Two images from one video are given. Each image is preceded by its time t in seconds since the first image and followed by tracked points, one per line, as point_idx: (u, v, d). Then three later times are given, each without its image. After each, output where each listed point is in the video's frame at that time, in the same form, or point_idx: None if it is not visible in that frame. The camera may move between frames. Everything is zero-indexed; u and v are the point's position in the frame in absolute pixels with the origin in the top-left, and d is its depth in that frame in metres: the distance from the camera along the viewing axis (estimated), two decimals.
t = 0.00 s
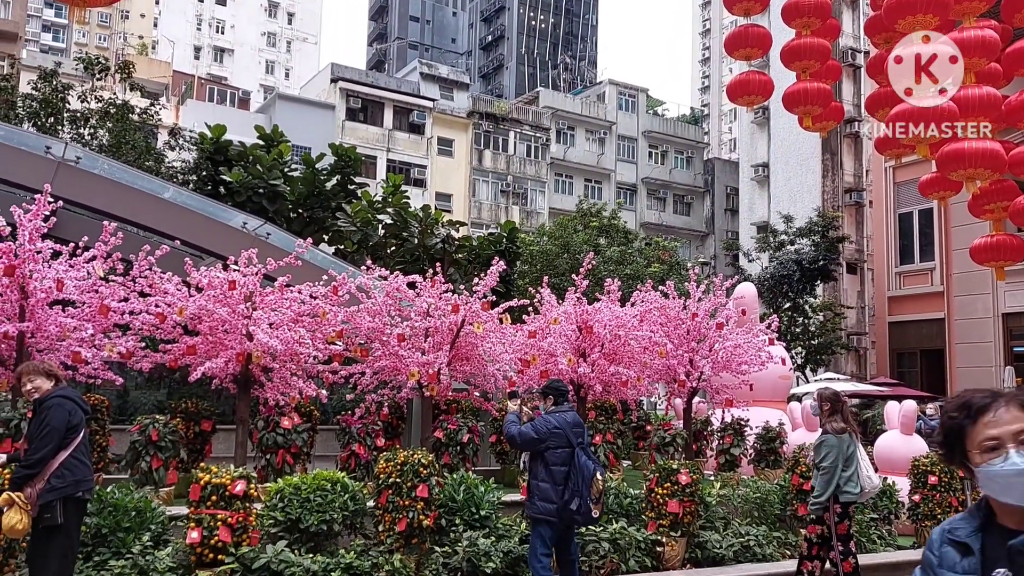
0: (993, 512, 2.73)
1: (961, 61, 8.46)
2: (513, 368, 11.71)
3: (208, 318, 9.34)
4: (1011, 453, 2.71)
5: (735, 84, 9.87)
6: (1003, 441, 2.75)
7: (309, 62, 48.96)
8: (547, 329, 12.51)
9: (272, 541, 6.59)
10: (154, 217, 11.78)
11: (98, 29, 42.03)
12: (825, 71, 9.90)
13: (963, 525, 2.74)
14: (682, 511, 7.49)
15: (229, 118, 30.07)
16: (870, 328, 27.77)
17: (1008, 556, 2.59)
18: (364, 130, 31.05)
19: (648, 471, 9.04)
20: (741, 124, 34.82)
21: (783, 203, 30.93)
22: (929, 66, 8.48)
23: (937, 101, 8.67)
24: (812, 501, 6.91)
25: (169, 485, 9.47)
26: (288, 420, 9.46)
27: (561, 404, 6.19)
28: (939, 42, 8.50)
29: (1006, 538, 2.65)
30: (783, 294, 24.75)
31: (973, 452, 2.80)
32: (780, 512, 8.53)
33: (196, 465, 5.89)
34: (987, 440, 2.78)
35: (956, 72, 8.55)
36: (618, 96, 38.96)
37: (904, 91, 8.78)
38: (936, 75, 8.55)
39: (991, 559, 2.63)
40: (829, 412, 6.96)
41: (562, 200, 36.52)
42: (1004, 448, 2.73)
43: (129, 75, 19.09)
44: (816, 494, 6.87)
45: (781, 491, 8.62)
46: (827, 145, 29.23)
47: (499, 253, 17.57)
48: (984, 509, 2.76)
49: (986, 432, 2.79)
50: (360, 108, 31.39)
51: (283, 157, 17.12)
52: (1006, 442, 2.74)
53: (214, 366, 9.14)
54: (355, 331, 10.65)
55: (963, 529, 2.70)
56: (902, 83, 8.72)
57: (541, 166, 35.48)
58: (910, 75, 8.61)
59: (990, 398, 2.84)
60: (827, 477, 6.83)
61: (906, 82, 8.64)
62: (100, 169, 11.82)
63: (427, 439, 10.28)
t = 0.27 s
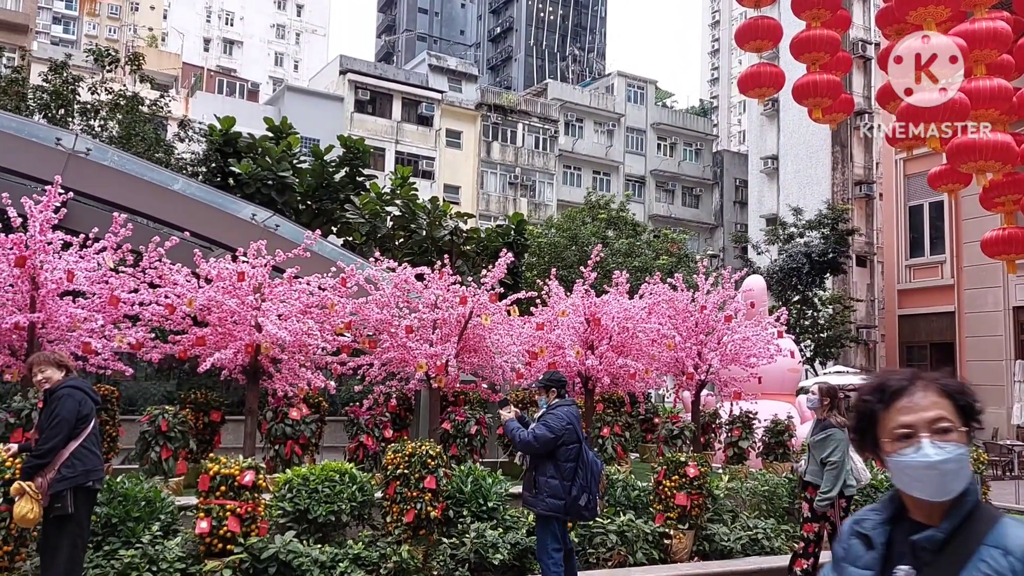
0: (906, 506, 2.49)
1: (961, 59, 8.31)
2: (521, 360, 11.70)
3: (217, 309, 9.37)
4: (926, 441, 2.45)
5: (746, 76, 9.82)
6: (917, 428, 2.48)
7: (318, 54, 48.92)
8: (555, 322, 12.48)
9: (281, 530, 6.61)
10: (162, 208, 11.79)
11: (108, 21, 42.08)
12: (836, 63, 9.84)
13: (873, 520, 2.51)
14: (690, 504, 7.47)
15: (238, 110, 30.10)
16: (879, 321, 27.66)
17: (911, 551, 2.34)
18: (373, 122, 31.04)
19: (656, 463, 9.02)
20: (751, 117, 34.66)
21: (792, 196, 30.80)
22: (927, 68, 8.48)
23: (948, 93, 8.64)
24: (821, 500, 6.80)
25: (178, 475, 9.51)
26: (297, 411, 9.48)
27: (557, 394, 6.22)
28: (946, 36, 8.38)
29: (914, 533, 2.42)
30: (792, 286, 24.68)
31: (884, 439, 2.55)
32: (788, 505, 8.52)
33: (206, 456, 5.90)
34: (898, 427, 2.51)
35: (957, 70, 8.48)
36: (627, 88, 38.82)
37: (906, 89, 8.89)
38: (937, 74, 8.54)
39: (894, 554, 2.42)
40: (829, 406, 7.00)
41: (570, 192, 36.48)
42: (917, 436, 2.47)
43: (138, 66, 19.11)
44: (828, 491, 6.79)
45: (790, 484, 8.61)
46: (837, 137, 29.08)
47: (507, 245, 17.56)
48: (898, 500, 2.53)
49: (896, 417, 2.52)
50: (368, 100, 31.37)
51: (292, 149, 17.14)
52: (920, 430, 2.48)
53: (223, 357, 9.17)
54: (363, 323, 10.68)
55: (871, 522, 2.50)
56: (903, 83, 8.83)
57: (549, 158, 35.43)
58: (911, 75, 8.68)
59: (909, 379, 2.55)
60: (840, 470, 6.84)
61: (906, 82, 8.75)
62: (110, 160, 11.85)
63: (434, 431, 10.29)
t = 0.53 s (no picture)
0: (794, 516, 2.25)
1: (960, 61, 8.29)
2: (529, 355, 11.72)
3: (226, 303, 9.41)
4: (805, 444, 2.20)
5: (756, 70, 9.79)
6: (796, 428, 2.23)
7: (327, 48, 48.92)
8: (562, 317, 12.47)
9: (289, 523, 6.64)
10: (172, 202, 11.82)
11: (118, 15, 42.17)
12: (847, 57, 9.79)
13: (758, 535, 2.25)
14: (697, 499, 7.48)
15: (247, 104, 30.15)
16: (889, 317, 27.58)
17: (801, 566, 2.10)
18: (381, 116, 31.05)
19: (664, 458, 9.02)
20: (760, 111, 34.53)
21: (802, 191, 30.70)
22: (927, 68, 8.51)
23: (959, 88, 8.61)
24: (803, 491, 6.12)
25: (187, 467, 9.58)
26: (305, 404, 9.52)
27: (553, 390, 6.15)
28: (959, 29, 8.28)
29: (804, 546, 2.18)
30: (801, 282, 24.59)
31: (762, 441, 2.30)
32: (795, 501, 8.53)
33: (215, 448, 5.93)
34: (776, 426, 2.25)
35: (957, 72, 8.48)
36: (636, 83, 38.72)
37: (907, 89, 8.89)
38: (936, 74, 8.57)
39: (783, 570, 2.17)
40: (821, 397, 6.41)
41: (578, 186, 36.44)
42: (795, 438, 2.22)
43: (148, 60, 19.16)
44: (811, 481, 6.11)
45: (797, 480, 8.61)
46: (847, 132, 28.94)
47: (515, 239, 17.56)
48: (787, 508, 2.29)
49: (776, 417, 2.26)
50: (377, 94, 31.37)
51: (301, 143, 17.17)
52: (800, 431, 2.23)
53: (232, 350, 9.21)
54: (371, 317, 10.71)
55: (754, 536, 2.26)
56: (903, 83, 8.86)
57: (558, 152, 35.37)
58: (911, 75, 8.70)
59: (790, 374, 2.30)
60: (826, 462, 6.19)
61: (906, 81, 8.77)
62: (119, 153, 11.91)
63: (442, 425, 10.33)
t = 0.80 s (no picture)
0: (642, 507, 2.26)
1: (961, 61, 8.46)
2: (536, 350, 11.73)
3: (234, 296, 9.45)
4: (638, 426, 2.23)
5: (764, 65, 9.75)
6: (631, 410, 2.25)
7: (335, 42, 48.91)
8: (570, 311, 12.45)
9: (297, 516, 6.66)
10: (180, 195, 11.86)
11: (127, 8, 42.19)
12: (856, 52, 9.74)
13: (610, 537, 2.26)
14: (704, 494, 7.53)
15: (254, 97, 30.19)
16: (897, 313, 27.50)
17: (644, 556, 2.08)
18: (389, 110, 31.04)
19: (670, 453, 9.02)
20: (769, 106, 34.41)
21: (810, 186, 30.61)
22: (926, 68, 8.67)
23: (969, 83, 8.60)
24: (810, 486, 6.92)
25: (196, 460, 9.62)
26: (313, 397, 9.56)
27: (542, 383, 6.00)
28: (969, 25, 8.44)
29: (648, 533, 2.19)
30: (809, 278, 24.54)
31: (604, 427, 2.32)
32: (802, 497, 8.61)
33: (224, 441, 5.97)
34: (612, 409, 2.28)
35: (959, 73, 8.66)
36: (645, 77, 38.62)
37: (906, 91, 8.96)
38: (936, 74, 8.70)
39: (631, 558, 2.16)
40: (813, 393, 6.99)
41: (586, 181, 36.29)
42: (629, 420, 2.25)
43: (157, 53, 19.19)
44: (818, 478, 6.86)
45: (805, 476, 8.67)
46: (857, 127, 28.83)
47: (523, 234, 17.58)
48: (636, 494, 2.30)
49: (611, 399, 2.28)
50: (385, 88, 31.36)
51: (308, 137, 17.20)
52: (634, 412, 2.25)
53: (240, 343, 9.26)
54: (379, 311, 10.69)
55: (606, 531, 2.28)
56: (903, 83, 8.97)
57: (566, 147, 35.32)
58: (911, 75, 8.83)
59: (632, 358, 2.31)
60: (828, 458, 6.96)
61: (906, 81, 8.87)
62: (128, 147, 11.85)
63: (450, 419, 10.38)
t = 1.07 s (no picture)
0: (494, 520, 1.94)
1: (961, 61, 8.52)
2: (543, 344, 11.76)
3: (242, 289, 9.48)
4: (489, 431, 1.88)
5: (770, 59, 9.72)
6: (481, 413, 1.90)
7: (342, 35, 48.85)
8: (577, 306, 12.46)
9: (304, 509, 6.68)
10: (189, 188, 11.90)
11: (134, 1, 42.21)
12: (865, 46, 9.69)
13: (454, 551, 1.95)
14: (711, 488, 7.54)
15: (262, 91, 30.20)
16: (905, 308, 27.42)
17: None
18: (396, 104, 31.02)
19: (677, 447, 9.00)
20: (777, 100, 34.27)
21: (818, 180, 30.51)
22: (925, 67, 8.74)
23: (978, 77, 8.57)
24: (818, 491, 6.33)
25: (203, 452, 9.66)
26: (320, 390, 9.58)
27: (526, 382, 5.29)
28: (979, 19, 8.39)
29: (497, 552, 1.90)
30: (816, 272, 24.47)
31: (451, 431, 1.95)
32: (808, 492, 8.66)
33: (231, 433, 6.02)
34: (462, 414, 1.92)
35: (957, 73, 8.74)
36: (652, 71, 38.51)
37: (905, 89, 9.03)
38: (936, 73, 8.76)
39: None
40: (812, 392, 6.65)
41: (593, 174, 36.55)
42: (480, 426, 1.89)
43: (164, 46, 19.20)
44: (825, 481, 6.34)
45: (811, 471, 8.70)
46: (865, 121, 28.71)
47: (530, 228, 17.56)
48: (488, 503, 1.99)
49: (461, 402, 1.92)
50: (392, 82, 31.34)
51: (315, 130, 17.21)
52: (485, 418, 1.89)
53: (248, 336, 9.28)
54: (386, 305, 10.65)
55: (452, 544, 1.97)
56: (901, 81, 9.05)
57: (573, 140, 35.26)
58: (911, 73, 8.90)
59: (487, 349, 1.95)
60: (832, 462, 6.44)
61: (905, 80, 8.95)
62: (136, 139, 11.96)
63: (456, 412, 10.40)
